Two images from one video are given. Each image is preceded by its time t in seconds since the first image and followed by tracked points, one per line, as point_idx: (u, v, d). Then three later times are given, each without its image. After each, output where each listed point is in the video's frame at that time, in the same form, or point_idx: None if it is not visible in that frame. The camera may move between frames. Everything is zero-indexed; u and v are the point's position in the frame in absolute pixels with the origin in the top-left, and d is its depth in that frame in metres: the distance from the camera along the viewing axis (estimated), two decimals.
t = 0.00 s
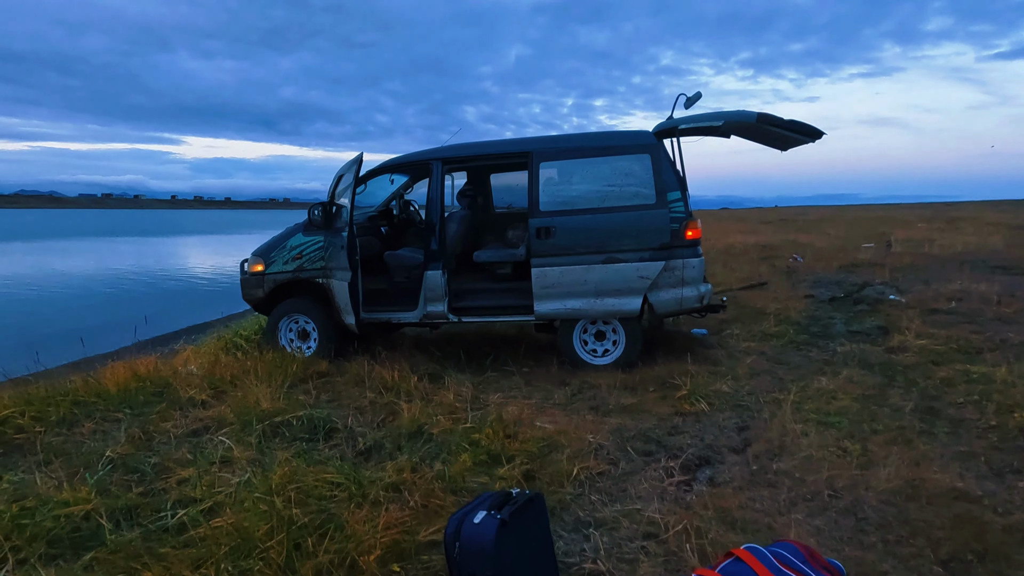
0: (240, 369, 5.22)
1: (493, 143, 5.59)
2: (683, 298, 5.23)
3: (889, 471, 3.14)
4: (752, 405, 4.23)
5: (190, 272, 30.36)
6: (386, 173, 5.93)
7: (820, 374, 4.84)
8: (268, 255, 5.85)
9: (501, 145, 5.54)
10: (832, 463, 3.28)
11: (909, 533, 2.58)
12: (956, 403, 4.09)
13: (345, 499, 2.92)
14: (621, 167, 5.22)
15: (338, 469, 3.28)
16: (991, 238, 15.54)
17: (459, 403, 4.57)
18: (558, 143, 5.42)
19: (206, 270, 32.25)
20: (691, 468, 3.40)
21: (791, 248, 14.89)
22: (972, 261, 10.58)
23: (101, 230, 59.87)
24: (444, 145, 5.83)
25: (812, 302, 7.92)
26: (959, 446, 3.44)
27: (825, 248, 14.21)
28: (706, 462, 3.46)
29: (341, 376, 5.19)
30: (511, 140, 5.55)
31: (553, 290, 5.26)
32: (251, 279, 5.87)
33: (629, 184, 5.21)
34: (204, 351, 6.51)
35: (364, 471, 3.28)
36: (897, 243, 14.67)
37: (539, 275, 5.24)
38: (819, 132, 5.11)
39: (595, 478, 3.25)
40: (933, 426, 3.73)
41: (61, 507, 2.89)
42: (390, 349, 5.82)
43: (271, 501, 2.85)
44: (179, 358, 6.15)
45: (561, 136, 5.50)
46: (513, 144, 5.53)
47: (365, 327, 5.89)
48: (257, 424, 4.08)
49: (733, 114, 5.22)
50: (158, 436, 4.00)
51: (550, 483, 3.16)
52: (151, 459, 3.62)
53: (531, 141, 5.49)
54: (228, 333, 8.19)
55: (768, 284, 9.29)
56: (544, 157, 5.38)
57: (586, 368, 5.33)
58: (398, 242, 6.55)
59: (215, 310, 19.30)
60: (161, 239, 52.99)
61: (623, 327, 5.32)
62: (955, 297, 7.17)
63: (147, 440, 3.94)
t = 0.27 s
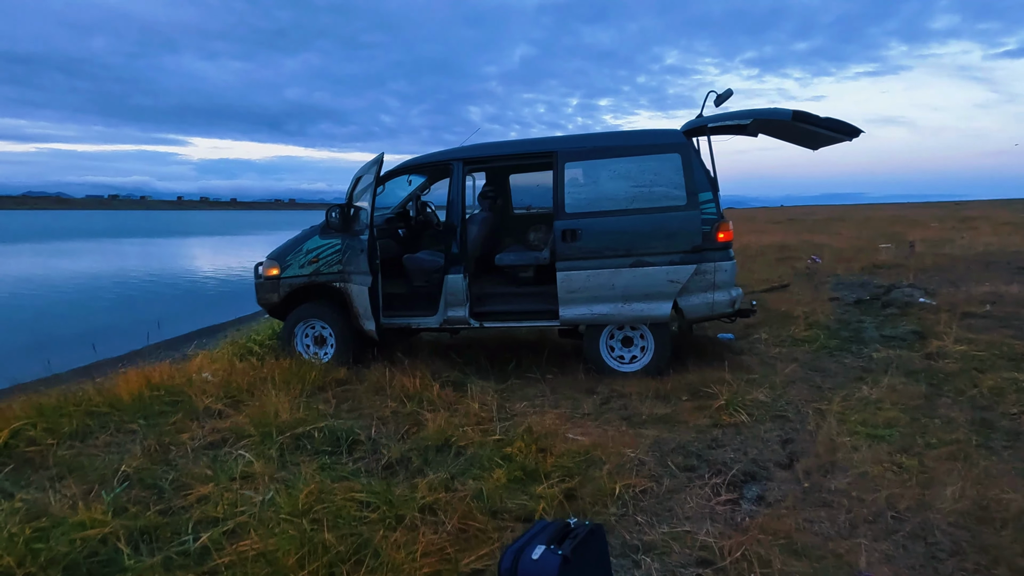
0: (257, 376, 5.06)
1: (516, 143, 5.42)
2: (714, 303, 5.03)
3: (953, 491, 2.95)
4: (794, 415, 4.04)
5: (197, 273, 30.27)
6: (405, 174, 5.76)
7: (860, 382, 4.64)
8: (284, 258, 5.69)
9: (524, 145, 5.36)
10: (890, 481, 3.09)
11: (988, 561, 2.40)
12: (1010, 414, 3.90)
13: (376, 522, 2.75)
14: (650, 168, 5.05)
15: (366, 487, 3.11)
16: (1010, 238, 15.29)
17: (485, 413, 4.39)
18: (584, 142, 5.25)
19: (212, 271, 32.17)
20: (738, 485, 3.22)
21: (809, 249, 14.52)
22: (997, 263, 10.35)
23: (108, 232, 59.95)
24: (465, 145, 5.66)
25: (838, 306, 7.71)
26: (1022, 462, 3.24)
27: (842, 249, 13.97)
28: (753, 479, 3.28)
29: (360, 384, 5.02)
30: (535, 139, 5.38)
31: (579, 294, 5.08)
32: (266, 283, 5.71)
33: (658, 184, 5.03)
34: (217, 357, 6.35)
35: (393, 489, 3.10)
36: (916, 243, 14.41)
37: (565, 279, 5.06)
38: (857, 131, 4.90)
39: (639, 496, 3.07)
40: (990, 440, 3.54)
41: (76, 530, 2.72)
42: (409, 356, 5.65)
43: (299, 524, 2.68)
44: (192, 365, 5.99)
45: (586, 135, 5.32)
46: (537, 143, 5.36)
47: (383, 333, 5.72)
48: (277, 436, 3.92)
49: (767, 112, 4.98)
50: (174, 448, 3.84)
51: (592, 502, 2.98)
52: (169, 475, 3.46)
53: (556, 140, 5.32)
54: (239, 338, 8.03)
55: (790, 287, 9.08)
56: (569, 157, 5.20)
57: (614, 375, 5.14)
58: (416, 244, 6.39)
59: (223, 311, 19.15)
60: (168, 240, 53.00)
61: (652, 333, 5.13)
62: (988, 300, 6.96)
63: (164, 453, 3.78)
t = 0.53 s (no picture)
0: (274, 396, 4.90)
1: (539, 154, 5.26)
2: (747, 320, 4.86)
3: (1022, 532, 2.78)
4: (837, 442, 3.86)
5: (205, 276, 30.20)
6: (425, 186, 5.61)
7: (902, 404, 4.46)
8: (300, 272, 5.54)
9: (549, 156, 5.20)
10: (952, 520, 2.92)
11: None
12: None
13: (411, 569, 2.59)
14: (680, 180, 4.89)
15: (397, 525, 2.95)
16: None
17: (513, 438, 4.23)
18: (611, 154, 5.08)
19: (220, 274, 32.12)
20: (789, 522, 3.05)
21: (824, 256, 14.30)
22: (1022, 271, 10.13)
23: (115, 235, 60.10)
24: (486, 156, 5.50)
25: (864, 317, 7.51)
26: None
27: (859, 256, 13.77)
28: (805, 515, 3.11)
29: (381, 404, 4.87)
30: (560, 150, 5.22)
31: (606, 311, 4.91)
32: (282, 298, 5.56)
33: (689, 197, 4.86)
34: (232, 374, 6.20)
35: (426, 528, 2.94)
36: (936, 249, 14.17)
37: (592, 295, 4.90)
38: (897, 141, 4.73)
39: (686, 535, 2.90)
40: None
41: None
42: (429, 373, 5.49)
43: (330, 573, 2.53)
44: (206, 383, 5.85)
45: (613, 146, 5.16)
46: (562, 154, 5.20)
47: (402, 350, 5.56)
48: (299, 464, 3.77)
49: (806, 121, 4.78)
50: (192, 478, 3.69)
51: (638, 542, 2.81)
52: (188, 508, 3.31)
53: (581, 151, 5.16)
54: (252, 350, 7.89)
55: (812, 296, 8.88)
56: (596, 169, 5.04)
57: (642, 395, 4.97)
58: (434, 256, 6.24)
59: (232, 316, 19.03)
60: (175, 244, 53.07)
61: (681, 351, 4.96)
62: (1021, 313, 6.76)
63: (181, 484, 3.63)
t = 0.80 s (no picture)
0: (290, 407, 4.77)
1: (562, 158, 5.11)
2: (778, 329, 4.70)
3: None
4: (880, 458, 3.70)
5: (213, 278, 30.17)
6: (443, 190, 5.47)
7: (942, 418, 4.29)
8: (316, 279, 5.41)
9: (572, 160, 5.06)
10: (1013, 546, 2.76)
11: None
12: None
13: None
14: (709, 185, 4.73)
15: (426, 548, 2.81)
16: None
17: (538, 452, 4.09)
18: (636, 157, 4.93)
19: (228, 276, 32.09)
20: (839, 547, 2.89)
21: (841, 259, 14.10)
22: None
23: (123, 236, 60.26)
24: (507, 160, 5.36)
25: (891, 324, 7.32)
26: None
27: (877, 258, 13.56)
28: (854, 538, 2.95)
29: (401, 414, 4.73)
30: (583, 154, 5.07)
31: (631, 319, 4.76)
32: (297, 306, 5.43)
33: (718, 203, 4.70)
34: (246, 383, 6.08)
35: (457, 552, 2.80)
36: (957, 251, 13.92)
37: (617, 303, 4.75)
38: (935, 144, 4.58)
39: (731, 561, 2.75)
40: None
41: None
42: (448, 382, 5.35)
43: None
44: (221, 393, 5.73)
45: (638, 150, 5.01)
46: (585, 158, 5.05)
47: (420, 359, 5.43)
48: (319, 480, 3.64)
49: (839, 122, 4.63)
50: (209, 495, 3.56)
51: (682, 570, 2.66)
52: (206, 529, 3.18)
53: (606, 155, 5.01)
54: (265, 357, 7.77)
55: (834, 301, 8.70)
56: (621, 174, 4.89)
57: (669, 406, 4.82)
58: (451, 262, 6.10)
59: (241, 319, 18.94)
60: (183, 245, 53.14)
61: (709, 361, 4.80)
62: None
63: (198, 501, 3.50)
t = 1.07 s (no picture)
0: (294, 412, 4.59)
1: (576, 152, 4.91)
2: (803, 330, 4.50)
3: None
4: (918, 468, 3.50)
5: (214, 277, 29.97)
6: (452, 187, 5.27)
7: (978, 423, 4.09)
8: (320, 278, 5.22)
9: (587, 154, 4.86)
10: None
11: None
12: None
13: None
14: (731, 180, 4.52)
15: (442, 567, 2.63)
16: None
17: (555, 459, 3.90)
18: (654, 151, 4.73)
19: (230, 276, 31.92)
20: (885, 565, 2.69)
21: (852, 258, 13.88)
22: None
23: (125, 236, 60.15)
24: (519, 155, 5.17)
25: (911, 324, 7.12)
26: None
27: (888, 257, 13.34)
28: (900, 556, 2.75)
29: (410, 419, 4.55)
30: (599, 148, 4.87)
31: (650, 320, 4.57)
32: (301, 306, 5.24)
33: (741, 199, 4.50)
34: (248, 386, 5.90)
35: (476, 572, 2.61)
36: (971, 250, 13.70)
37: (635, 303, 4.56)
38: (969, 136, 4.41)
39: None
40: None
41: None
42: (458, 386, 5.16)
43: None
44: (222, 396, 5.54)
45: (656, 143, 4.81)
46: (601, 152, 4.85)
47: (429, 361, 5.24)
48: (325, 490, 3.45)
49: (870, 118, 4.44)
50: (210, 506, 3.38)
51: None
52: (206, 544, 2.99)
53: (623, 149, 4.81)
54: (268, 358, 7.59)
55: (849, 301, 8.49)
56: (639, 168, 4.69)
57: (689, 411, 4.62)
58: (460, 261, 5.91)
59: (243, 319, 18.76)
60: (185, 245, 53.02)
61: (731, 364, 4.61)
62: None
63: (198, 513, 3.31)
